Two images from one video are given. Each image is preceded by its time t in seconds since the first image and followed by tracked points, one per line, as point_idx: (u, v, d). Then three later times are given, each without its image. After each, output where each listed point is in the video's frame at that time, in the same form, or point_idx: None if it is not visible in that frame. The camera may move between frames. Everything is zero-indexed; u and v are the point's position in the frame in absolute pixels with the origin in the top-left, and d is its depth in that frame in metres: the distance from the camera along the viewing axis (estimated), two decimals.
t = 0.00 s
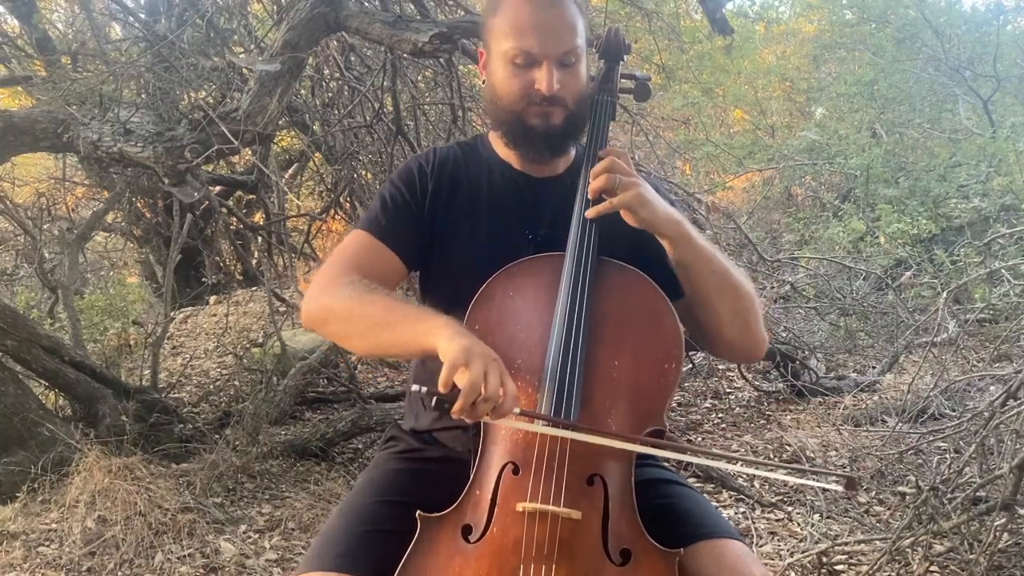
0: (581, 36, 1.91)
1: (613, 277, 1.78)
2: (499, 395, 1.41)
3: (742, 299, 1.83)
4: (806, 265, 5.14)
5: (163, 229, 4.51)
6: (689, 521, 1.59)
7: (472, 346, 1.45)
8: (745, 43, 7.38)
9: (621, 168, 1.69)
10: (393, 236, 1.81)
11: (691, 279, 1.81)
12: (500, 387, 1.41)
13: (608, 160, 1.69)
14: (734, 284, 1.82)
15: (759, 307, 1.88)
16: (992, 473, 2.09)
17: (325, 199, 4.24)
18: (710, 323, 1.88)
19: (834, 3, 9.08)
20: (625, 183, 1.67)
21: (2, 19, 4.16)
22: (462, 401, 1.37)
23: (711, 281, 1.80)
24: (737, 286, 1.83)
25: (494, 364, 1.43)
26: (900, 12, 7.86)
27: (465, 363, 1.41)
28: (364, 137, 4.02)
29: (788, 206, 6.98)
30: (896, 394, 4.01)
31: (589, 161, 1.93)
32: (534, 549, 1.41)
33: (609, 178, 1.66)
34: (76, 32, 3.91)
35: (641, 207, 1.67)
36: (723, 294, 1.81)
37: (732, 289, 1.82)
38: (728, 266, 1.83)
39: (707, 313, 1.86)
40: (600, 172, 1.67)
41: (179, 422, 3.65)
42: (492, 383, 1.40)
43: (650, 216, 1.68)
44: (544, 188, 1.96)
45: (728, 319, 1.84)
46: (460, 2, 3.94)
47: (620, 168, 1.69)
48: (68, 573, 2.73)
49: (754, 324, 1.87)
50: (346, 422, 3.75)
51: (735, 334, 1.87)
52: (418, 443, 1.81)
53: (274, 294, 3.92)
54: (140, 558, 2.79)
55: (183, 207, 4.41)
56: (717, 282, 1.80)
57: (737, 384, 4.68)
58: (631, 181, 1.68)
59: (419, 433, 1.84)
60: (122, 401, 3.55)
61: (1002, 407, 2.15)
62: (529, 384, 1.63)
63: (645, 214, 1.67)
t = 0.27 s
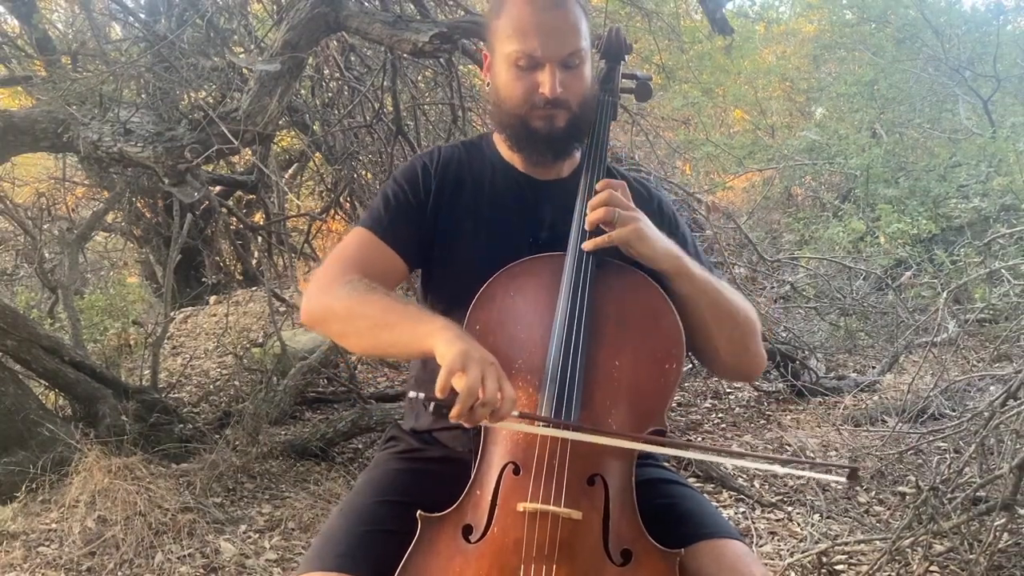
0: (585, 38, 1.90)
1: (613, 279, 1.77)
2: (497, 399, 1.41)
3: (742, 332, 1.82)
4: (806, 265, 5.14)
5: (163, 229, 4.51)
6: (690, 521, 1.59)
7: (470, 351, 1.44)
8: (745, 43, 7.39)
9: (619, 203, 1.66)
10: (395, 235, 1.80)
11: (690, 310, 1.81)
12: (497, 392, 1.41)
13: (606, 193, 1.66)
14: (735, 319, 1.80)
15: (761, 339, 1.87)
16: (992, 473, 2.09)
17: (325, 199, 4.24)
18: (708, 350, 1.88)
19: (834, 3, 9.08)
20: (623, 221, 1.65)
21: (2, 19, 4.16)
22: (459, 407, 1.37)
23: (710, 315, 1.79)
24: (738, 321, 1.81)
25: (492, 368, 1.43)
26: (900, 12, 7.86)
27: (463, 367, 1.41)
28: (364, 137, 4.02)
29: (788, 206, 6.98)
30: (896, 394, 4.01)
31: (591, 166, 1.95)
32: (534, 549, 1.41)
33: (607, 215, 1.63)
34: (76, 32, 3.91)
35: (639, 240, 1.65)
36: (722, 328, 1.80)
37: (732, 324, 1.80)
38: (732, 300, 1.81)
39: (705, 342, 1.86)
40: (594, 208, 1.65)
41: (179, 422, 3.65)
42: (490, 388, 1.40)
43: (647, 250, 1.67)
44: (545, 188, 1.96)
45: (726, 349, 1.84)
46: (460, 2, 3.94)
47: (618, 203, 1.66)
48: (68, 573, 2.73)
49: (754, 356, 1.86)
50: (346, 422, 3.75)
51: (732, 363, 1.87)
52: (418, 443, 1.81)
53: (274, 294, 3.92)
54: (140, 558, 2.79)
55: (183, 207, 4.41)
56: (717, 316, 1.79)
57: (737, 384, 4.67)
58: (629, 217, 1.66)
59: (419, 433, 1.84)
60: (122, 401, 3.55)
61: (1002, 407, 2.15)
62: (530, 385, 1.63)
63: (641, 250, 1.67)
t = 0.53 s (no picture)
0: (587, 39, 1.90)
1: (613, 280, 1.78)
2: (478, 399, 1.41)
3: (743, 336, 1.82)
4: (806, 265, 5.14)
5: (163, 229, 4.50)
6: (690, 521, 1.59)
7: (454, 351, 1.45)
8: (745, 43, 7.39)
9: (619, 214, 1.66)
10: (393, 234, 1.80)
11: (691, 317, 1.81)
12: (478, 392, 1.40)
13: (606, 207, 1.65)
14: (736, 324, 1.81)
15: (762, 341, 1.88)
16: (992, 472, 2.09)
17: (325, 199, 4.24)
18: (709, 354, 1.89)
19: (834, 3, 9.08)
20: (622, 234, 1.64)
21: (2, 19, 4.16)
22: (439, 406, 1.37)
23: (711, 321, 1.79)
24: (739, 325, 1.81)
25: (475, 368, 1.43)
26: (900, 12, 7.86)
27: (445, 365, 1.41)
28: (364, 137, 4.01)
29: (788, 206, 6.98)
30: (896, 394, 4.01)
31: (592, 167, 1.96)
32: (534, 549, 1.41)
33: (607, 227, 1.62)
34: (76, 32, 3.91)
35: (639, 249, 1.65)
36: (723, 334, 1.81)
37: (733, 329, 1.81)
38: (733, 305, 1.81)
39: (706, 347, 1.87)
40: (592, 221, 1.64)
41: (179, 422, 3.65)
42: (470, 388, 1.40)
43: (647, 262, 1.67)
44: (545, 190, 1.96)
45: (727, 353, 1.85)
46: (460, 2, 3.94)
47: (618, 215, 1.66)
48: (68, 574, 2.73)
49: (755, 358, 1.87)
50: (345, 422, 3.75)
51: (733, 367, 1.88)
52: (418, 443, 1.81)
53: (274, 294, 3.92)
54: (140, 558, 2.79)
55: (183, 207, 4.41)
56: (718, 321, 1.79)
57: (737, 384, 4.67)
58: (628, 230, 1.65)
59: (419, 433, 1.84)
60: (122, 401, 3.55)
61: (1002, 407, 2.15)
62: (529, 385, 1.62)
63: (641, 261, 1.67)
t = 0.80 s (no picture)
0: (582, 36, 1.90)
1: (613, 280, 1.78)
2: (552, 426, 1.40)
3: (741, 339, 1.83)
4: (806, 265, 5.15)
5: (163, 229, 4.51)
6: (690, 521, 1.59)
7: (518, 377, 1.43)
8: (745, 43, 7.39)
9: (619, 214, 1.66)
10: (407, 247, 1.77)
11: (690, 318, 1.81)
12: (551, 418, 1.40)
13: (606, 207, 1.66)
14: (734, 326, 1.81)
15: (761, 344, 1.87)
16: (991, 472, 2.09)
17: (325, 199, 4.24)
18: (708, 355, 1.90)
19: (834, 3, 9.08)
20: (622, 235, 1.65)
21: (3, 19, 4.17)
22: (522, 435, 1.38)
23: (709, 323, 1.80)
24: (737, 326, 1.82)
25: (544, 395, 1.42)
26: (900, 12, 7.87)
27: (515, 397, 1.39)
28: (364, 137, 4.02)
29: (788, 206, 6.98)
30: (896, 394, 4.01)
31: (592, 168, 1.97)
32: (534, 549, 1.41)
33: (607, 228, 1.63)
34: (76, 32, 3.91)
35: (639, 250, 1.66)
36: (721, 335, 1.81)
37: (731, 331, 1.81)
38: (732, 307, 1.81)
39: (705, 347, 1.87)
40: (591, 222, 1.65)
41: (179, 422, 3.66)
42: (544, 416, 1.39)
43: (648, 262, 1.67)
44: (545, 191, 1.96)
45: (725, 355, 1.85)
46: (460, 2, 3.94)
47: (618, 215, 1.66)
48: (68, 574, 2.73)
49: (755, 359, 1.87)
50: (345, 422, 3.75)
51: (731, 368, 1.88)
52: (419, 443, 1.82)
53: (274, 294, 3.92)
54: (140, 558, 2.79)
55: (183, 207, 4.41)
56: (717, 324, 1.79)
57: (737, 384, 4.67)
58: (628, 231, 1.65)
59: (419, 433, 1.84)
60: (122, 401, 3.55)
61: (1001, 407, 2.15)
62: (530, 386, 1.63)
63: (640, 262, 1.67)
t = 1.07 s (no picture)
0: (575, 26, 1.90)
1: (615, 279, 1.78)
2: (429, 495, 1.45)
3: (738, 345, 1.83)
4: (806, 265, 5.15)
5: (163, 229, 4.50)
6: (692, 521, 1.59)
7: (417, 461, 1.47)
8: (745, 43, 7.39)
9: (621, 215, 1.66)
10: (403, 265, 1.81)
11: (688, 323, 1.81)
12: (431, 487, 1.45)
13: (608, 207, 1.66)
14: (731, 332, 1.81)
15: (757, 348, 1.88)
16: (992, 472, 2.09)
17: (325, 199, 4.24)
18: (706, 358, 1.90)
19: (834, 3, 9.09)
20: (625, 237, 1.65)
21: (3, 19, 4.17)
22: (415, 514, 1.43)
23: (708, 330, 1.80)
24: (734, 333, 1.82)
25: (433, 474, 1.46)
26: (900, 13, 7.87)
27: (401, 470, 1.45)
28: (364, 137, 4.01)
29: (788, 206, 6.97)
30: (896, 394, 4.01)
31: (595, 166, 1.96)
32: (535, 549, 1.41)
33: (609, 228, 1.63)
34: (76, 32, 3.91)
35: (641, 250, 1.66)
36: (717, 340, 1.82)
37: (728, 337, 1.81)
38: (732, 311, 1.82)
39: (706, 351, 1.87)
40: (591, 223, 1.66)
41: (179, 423, 3.66)
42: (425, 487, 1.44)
43: (649, 263, 1.67)
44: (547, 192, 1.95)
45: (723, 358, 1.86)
46: (460, 2, 3.94)
47: (620, 215, 1.66)
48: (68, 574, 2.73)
49: (753, 362, 1.89)
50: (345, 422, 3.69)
51: (726, 370, 1.88)
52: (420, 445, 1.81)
53: (274, 294, 3.92)
54: (140, 558, 2.79)
55: (183, 207, 4.40)
56: (714, 330, 1.80)
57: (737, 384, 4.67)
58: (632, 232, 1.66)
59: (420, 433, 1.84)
60: (122, 401, 3.55)
61: (1001, 407, 2.15)
62: (531, 385, 1.64)
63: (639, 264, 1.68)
